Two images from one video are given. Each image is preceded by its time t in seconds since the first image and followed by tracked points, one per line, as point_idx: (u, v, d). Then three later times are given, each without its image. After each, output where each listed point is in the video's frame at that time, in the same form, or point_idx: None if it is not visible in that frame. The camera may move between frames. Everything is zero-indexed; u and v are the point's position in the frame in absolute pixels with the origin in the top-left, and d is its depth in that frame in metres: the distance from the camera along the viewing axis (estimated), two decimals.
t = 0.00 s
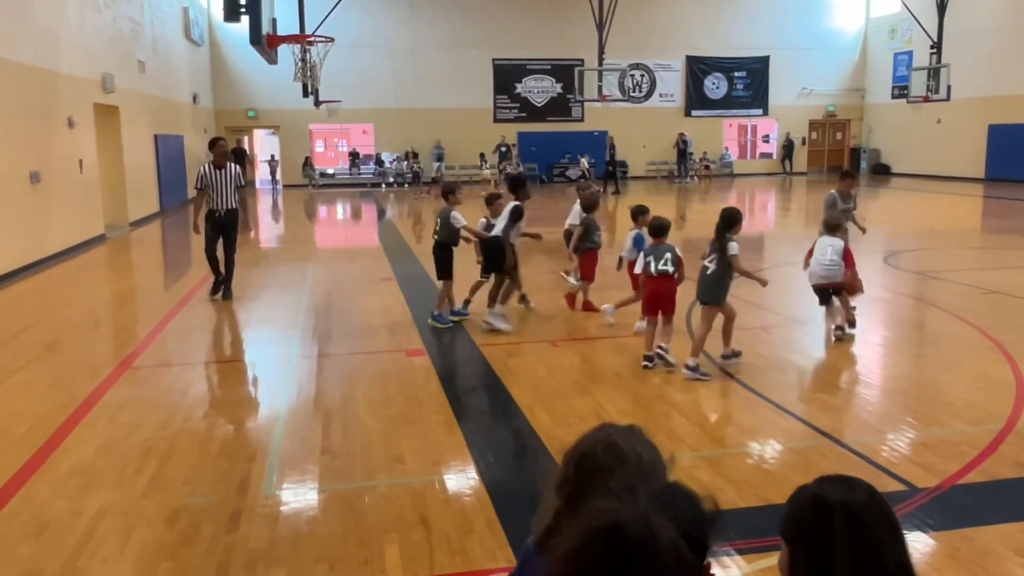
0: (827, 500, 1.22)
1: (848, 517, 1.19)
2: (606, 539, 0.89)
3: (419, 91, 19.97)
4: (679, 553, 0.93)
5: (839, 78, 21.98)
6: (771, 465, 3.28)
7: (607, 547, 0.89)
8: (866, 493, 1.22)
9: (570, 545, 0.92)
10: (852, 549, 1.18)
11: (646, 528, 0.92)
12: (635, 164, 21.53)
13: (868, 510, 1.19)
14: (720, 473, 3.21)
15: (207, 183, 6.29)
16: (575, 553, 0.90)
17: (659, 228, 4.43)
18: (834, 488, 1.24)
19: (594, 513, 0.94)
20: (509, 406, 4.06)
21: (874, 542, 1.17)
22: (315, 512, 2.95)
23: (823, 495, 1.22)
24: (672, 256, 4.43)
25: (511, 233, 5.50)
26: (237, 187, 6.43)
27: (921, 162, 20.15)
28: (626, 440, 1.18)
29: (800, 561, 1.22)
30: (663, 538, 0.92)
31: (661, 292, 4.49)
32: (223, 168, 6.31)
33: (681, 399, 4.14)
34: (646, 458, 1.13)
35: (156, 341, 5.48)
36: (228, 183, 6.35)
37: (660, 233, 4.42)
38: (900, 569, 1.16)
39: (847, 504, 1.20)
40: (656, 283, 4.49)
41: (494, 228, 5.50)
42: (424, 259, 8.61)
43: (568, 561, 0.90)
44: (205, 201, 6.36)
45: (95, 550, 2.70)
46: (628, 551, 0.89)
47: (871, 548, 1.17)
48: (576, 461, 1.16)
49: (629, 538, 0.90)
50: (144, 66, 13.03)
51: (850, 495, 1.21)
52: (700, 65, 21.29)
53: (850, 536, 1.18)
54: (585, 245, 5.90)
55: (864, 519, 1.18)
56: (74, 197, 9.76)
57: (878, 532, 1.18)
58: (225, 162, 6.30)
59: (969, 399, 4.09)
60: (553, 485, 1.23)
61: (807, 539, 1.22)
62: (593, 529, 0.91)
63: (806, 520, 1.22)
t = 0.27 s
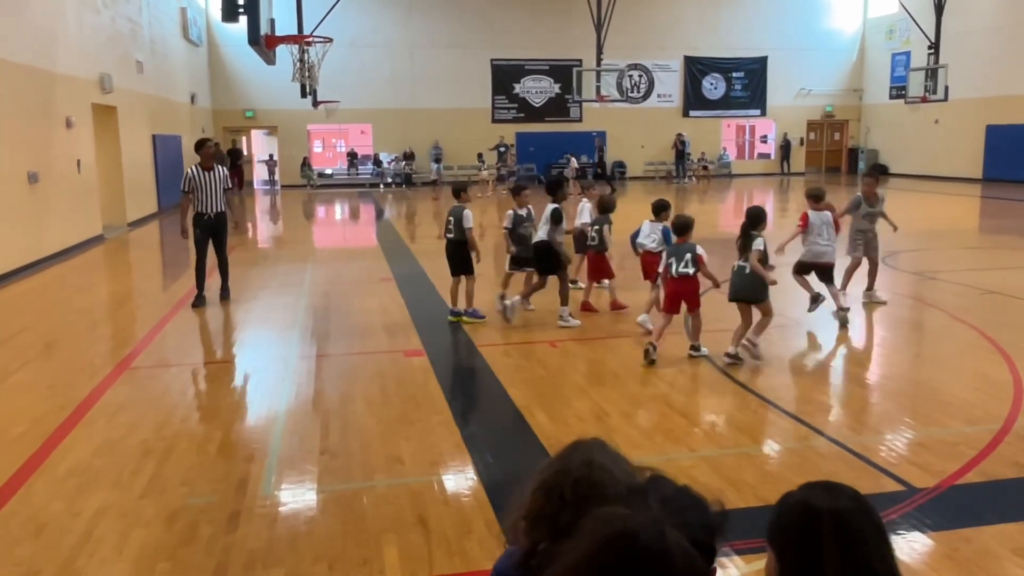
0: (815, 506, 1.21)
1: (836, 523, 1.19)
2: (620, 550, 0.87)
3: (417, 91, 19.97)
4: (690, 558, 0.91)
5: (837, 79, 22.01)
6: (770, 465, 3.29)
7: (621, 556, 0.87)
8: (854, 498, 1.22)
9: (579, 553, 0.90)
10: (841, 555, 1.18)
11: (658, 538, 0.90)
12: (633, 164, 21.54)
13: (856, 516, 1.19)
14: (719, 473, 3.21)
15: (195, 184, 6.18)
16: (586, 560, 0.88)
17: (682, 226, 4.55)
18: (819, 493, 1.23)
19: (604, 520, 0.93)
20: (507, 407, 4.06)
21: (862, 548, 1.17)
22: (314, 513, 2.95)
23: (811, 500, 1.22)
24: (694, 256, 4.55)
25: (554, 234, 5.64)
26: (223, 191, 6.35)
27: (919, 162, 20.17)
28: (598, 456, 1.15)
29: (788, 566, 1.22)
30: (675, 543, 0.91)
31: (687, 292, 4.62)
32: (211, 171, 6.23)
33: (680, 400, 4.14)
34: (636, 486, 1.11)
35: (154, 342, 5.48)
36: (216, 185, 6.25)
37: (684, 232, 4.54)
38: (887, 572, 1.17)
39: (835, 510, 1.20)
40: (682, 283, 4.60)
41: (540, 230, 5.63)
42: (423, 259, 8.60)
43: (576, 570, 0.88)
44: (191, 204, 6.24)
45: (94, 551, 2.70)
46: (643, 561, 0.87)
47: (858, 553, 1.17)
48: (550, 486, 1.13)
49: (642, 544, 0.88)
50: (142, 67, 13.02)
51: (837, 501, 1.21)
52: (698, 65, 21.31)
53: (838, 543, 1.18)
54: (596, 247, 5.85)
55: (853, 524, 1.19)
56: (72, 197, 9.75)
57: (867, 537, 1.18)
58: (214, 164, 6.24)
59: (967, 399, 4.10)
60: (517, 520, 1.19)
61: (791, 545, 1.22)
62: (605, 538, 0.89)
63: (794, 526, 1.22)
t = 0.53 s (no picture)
0: (798, 512, 1.22)
1: (819, 526, 1.20)
2: (623, 536, 0.92)
3: (415, 92, 19.97)
4: (692, 552, 0.96)
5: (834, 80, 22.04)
6: (768, 466, 3.29)
7: (625, 543, 0.91)
8: (840, 506, 1.22)
9: (581, 545, 0.93)
10: (825, 557, 1.18)
11: (661, 530, 0.94)
12: (631, 166, 21.55)
13: (841, 519, 1.20)
14: (716, 474, 3.22)
15: (186, 184, 6.17)
16: (589, 551, 0.92)
17: (698, 219, 4.83)
18: (803, 499, 1.24)
19: (609, 510, 0.97)
20: (504, 408, 4.06)
21: (848, 551, 1.17)
22: (312, 514, 2.95)
23: (793, 506, 1.23)
24: (710, 248, 4.77)
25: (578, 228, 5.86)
26: (214, 191, 6.33)
27: (916, 163, 20.19)
28: (578, 468, 1.20)
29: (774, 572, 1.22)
30: (677, 537, 0.95)
31: (704, 285, 4.76)
32: (200, 171, 6.20)
33: (677, 400, 4.15)
34: (619, 485, 1.12)
35: (152, 343, 5.48)
36: (207, 185, 6.23)
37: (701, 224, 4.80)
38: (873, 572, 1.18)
39: (819, 513, 1.20)
40: (700, 274, 4.75)
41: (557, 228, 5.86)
42: (421, 260, 8.60)
43: (580, 557, 0.92)
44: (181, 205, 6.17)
45: (91, 553, 2.70)
46: (647, 552, 0.91)
47: (845, 558, 1.17)
48: (530, 498, 1.16)
49: (646, 535, 0.92)
50: (139, 67, 13.00)
51: (822, 505, 1.22)
52: (696, 66, 21.34)
53: (825, 544, 1.18)
54: (621, 251, 5.76)
55: (838, 528, 1.19)
56: (69, 198, 9.74)
57: (850, 539, 1.19)
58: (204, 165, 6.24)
59: (964, 400, 4.10)
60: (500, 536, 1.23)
61: (777, 552, 1.22)
62: (609, 527, 0.93)
63: (778, 531, 1.23)
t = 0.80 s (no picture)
0: (780, 518, 1.21)
1: (802, 533, 1.18)
2: (598, 527, 0.96)
3: (413, 95, 19.98)
4: (665, 539, 1.00)
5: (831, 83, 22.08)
6: (766, 469, 3.29)
7: (600, 531, 0.96)
8: (827, 512, 1.21)
9: (560, 540, 0.98)
10: (807, 565, 1.17)
11: (636, 520, 0.99)
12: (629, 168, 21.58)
13: (825, 525, 1.19)
14: (714, 477, 3.21)
15: (186, 189, 6.13)
16: (568, 544, 0.96)
17: (704, 223, 5.00)
18: (787, 507, 1.24)
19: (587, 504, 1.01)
20: (501, 410, 4.06)
21: (831, 556, 1.16)
22: (309, 517, 2.94)
23: (776, 513, 1.23)
24: (718, 249, 4.93)
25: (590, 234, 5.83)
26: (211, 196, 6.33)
27: (913, 166, 20.24)
28: (554, 480, 1.24)
29: None
30: (651, 528, 1.00)
31: (713, 285, 4.94)
32: (199, 174, 6.20)
33: (675, 403, 4.15)
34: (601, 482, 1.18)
35: (149, 346, 5.47)
36: (206, 189, 6.22)
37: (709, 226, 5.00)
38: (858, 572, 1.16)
39: (799, 519, 1.20)
40: (711, 274, 4.93)
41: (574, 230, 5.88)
42: (418, 263, 8.60)
43: (558, 550, 0.97)
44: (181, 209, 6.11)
45: (88, 556, 2.69)
46: (621, 541, 0.95)
47: (829, 561, 1.16)
48: (505, 522, 1.19)
49: (621, 523, 0.97)
50: (137, 70, 13.01)
51: (808, 513, 1.21)
52: (694, 69, 21.37)
53: (806, 550, 1.17)
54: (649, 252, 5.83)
55: (823, 539, 1.17)
56: (67, 200, 9.73)
57: (832, 545, 1.17)
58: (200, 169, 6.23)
59: (962, 402, 4.11)
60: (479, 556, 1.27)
61: (765, 560, 1.22)
62: (586, 518, 0.97)
63: (762, 538, 1.23)
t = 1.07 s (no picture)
0: (768, 523, 1.21)
1: (790, 535, 1.18)
2: (587, 518, 0.96)
3: (411, 99, 19.99)
4: (654, 524, 1.00)
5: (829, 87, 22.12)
6: (764, 472, 3.28)
7: (590, 524, 0.96)
8: (815, 516, 1.20)
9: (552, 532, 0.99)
10: (794, 567, 1.17)
11: (627, 511, 0.98)
12: (626, 172, 21.61)
13: (812, 531, 1.18)
14: (711, 480, 3.21)
15: (190, 192, 6.14)
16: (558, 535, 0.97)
17: (714, 222, 5.03)
18: (775, 510, 1.23)
19: (576, 495, 1.01)
20: (499, 414, 4.05)
21: (818, 561, 1.15)
22: (307, 521, 2.93)
23: (764, 517, 1.22)
24: (729, 247, 5.03)
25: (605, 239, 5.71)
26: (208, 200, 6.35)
27: (910, 170, 20.28)
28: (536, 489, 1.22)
29: None
30: (642, 516, 0.99)
31: (724, 282, 5.06)
32: (200, 177, 6.22)
33: (673, 406, 4.15)
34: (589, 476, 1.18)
35: (146, 349, 5.46)
36: (206, 193, 6.26)
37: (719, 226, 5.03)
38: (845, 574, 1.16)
39: (787, 524, 1.19)
40: (722, 272, 5.05)
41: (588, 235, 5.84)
42: (416, 266, 8.60)
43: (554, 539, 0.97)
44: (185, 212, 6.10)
45: (84, 560, 2.68)
46: (612, 533, 0.95)
47: (814, 565, 1.16)
48: (473, 550, 1.18)
49: (610, 515, 0.96)
50: (135, 73, 13.01)
51: (797, 518, 1.20)
52: (691, 73, 21.41)
53: (792, 554, 1.17)
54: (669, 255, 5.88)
55: (811, 545, 1.17)
56: (64, 203, 9.72)
57: (819, 553, 1.16)
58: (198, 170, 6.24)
59: (959, 406, 4.11)
60: (454, 565, 1.26)
61: (751, 561, 1.22)
62: (577, 511, 0.98)
63: (749, 545, 1.23)
